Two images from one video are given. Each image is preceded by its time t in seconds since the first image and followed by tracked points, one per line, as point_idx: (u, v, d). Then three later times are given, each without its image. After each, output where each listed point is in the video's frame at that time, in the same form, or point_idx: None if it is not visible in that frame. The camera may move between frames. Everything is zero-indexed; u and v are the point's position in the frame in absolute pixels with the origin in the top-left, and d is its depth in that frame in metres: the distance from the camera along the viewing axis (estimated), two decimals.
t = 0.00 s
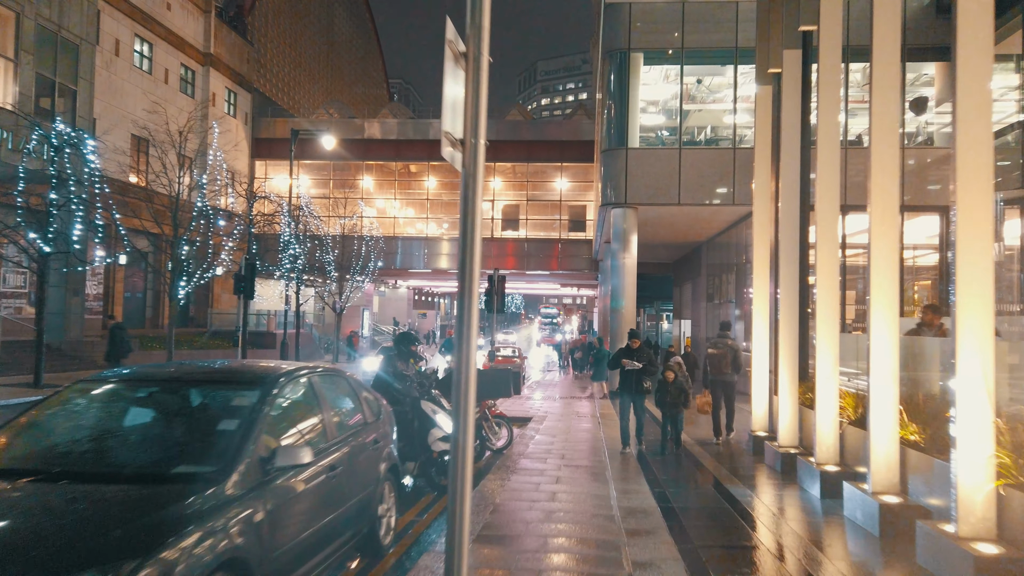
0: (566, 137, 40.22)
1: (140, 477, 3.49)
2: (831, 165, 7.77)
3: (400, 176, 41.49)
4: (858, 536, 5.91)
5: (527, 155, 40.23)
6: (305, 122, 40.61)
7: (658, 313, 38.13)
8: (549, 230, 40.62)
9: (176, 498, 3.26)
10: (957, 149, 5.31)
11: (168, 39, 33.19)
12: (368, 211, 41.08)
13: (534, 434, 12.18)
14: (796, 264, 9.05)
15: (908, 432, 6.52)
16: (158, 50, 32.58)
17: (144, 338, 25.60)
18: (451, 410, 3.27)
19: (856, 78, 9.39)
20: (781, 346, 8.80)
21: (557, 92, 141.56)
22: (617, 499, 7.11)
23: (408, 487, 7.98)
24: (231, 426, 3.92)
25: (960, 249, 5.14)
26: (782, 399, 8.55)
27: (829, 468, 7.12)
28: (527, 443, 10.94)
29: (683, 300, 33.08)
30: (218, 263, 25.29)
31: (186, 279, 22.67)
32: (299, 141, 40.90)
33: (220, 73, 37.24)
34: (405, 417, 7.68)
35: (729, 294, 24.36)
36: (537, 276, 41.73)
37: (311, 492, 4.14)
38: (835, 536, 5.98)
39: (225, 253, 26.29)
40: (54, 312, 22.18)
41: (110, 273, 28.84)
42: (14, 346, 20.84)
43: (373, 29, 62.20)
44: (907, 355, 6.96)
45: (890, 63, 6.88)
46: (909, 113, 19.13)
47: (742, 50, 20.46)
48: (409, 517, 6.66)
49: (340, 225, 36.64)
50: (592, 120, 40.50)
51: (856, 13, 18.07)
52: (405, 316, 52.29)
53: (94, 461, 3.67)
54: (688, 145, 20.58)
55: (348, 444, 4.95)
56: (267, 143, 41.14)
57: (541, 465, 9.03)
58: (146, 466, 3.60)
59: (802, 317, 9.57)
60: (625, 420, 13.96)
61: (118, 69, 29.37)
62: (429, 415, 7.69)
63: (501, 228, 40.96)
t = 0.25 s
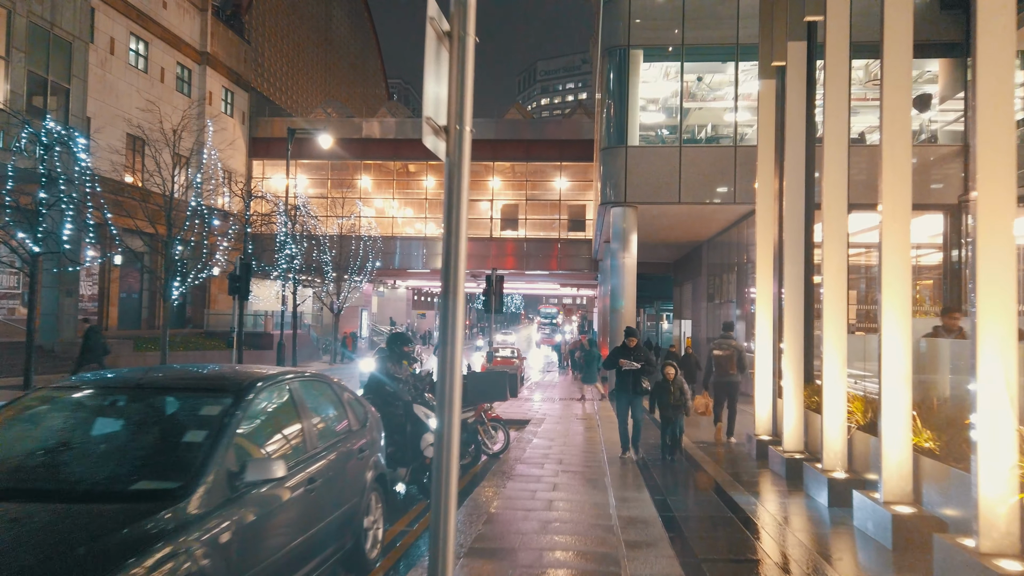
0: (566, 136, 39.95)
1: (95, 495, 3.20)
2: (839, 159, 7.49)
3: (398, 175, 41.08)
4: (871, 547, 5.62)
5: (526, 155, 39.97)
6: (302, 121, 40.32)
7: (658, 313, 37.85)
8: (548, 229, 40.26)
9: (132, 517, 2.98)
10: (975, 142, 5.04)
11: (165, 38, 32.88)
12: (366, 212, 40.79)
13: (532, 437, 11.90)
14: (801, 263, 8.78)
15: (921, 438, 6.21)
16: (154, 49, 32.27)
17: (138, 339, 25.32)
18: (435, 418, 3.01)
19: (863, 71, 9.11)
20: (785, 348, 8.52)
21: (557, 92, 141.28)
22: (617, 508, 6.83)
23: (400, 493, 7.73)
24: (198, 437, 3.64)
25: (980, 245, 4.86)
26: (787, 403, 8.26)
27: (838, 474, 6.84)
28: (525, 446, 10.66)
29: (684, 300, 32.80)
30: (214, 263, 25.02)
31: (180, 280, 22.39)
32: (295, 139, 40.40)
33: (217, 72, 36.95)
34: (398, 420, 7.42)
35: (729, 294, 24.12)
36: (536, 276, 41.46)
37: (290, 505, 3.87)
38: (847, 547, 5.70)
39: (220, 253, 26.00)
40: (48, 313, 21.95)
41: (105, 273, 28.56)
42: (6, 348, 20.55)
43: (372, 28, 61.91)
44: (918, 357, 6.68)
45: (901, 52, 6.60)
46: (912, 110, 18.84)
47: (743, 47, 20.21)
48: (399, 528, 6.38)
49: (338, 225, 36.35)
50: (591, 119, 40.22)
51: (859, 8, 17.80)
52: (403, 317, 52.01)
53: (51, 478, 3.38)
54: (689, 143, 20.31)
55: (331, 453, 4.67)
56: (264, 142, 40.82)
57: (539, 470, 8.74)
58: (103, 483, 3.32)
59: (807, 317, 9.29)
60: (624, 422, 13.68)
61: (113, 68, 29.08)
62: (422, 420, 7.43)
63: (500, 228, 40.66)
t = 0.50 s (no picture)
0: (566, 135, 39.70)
1: (51, 505, 2.94)
2: (849, 150, 7.22)
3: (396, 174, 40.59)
4: (885, 555, 5.34)
5: (526, 154, 39.73)
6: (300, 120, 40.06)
7: (659, 313, 37.55)
8: (548, 229, 40.04)
9: (87, 529, 2.72)
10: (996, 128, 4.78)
11: (161, 36, 32.59)
12: (365, 211, 40.31)
13: (531, 438, 11.62)
14: (808, 259, 8.54)
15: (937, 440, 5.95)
16: (151, 47, 31.99)
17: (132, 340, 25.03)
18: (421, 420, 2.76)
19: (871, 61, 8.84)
20: (791, 346, 8.27)
21: (557, 92, 141.08)
22: (618, 513, 6.55)
23: (393, 498, 7.47)
24: (165, 440, 3.37)
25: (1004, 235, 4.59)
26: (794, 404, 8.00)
27: (849, 478, 6.55)
28: (524, 448, 10.39)
29: (685, 299, 32.51)
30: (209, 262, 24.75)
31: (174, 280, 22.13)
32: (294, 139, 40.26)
33: (214, 70, 36.68)
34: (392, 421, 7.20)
35: (730, 293, 23.87)
36: (536, 276, 41.17)
37: (270, 513, 3.62)
38: (860, 555, 5.42)
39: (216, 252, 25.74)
40: (41, 312, 21.68)
41: (100, 273, 28.29)
42: None
43: (371, 28, 61.69)
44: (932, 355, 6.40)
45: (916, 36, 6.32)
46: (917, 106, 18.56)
47: (745, 43, 19.98)
48: (389, 535, 6.10)
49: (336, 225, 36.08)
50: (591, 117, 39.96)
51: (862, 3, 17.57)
52: (402, 317, 51.71)
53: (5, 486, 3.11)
54: (690, 140, 20.03)
55: (316, 456, 4.40)
56: (262, 141, 40.48)
57: (538, 473, 8.47)
58: (59, 491, 3.06)
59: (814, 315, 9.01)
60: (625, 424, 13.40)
61: (109, 66, 28.81)
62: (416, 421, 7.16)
63: (499, 228, 40.34)
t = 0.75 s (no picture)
0: (565, 134, 39.48)
1: None
2: (858, 146, 6.95)
3: (394, 173, 40.28)
4: (902, 570, 5.05)
5: (525, 153, 39.53)
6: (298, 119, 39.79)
7: (659, 313, 37.27)
8: (547, 229, 39.77)
9: (26, 559, 2.44)
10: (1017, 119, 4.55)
11: (158, 34, 32.31)
12: (363, 211, 39.92)
13: (529, 442, 11.38)
14: (815, 259, 8.28)
15: (952, 448, 5.69)
16: (147, 45, 31.70)
17: (127, 341, 24.74)
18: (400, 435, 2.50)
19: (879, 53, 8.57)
20: (798, 349, 8.00)
21: (557, 93, 141.13)
22: (619, 523, 6.27)
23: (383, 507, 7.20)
24: (124, 455, 3.11)
25: None
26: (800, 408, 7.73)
27: (860, 487, 6.27)
28: (522, 452, 10.11)
29: (685, 300, 32.24)
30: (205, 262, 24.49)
31: (167, 281, 21.82)
32: (292, 138, 40.00)
33: (212, 69, 36.39)
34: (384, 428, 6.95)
35: (732, 293, 23.60)
36: (535, 276, 40.91)
37: (243, 531, 3.34)
38: (874, 569, 5.13)
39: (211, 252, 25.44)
40: (35, 313, 21.43)
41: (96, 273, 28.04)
42: None
43: (370, 27, 61.74)
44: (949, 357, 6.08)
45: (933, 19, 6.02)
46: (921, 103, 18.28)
47: (746, 40, 19.75)
48: (376, 548, 5.81)
49: (334, 225, 35.83)
50: (591, 116, 39.77)
51: None
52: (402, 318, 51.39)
53: None
54: (691, 138, 19.76)
55: (297, 467, 4.13)
56: (260, 141, 40.15)
57: (535, 479, 8.19)
58: (6, 514, 2.78)
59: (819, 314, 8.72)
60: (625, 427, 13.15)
61: (105, 65, 28.53)
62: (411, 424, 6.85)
63: (498, 227, 40.06)
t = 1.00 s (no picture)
0: (564, 133, 39.24)
1: None
2: (867, 137, 6.70)
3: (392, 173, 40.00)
4: None
5: (524, 152, 39.30)
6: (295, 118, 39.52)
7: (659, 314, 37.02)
8: (546, 229, 39.29)
9: None
10: None
11: (153, 32, 32.00)
12: (362, 211, 39.61)
13: (527, 445, 11.11)
14: (821, 256, 8.02)
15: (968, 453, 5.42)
16: (143, 44, 31.41)
17: (122, 342, 24.46)
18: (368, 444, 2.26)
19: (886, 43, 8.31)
20: (803, 348, 7.74)
21: (556, 93, 140.90)
22: (619, 531, 6.00)
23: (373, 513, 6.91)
24: (71, 465, 2.86)
25: None
26: (806, 410, 7.47)
27: (869, 492, 6.00)
28: (519, 455, 9.84)
29: (686, 300, 32.01)
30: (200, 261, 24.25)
31: (161, 280, 21.54)
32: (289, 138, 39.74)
33: (208, 68, 36.10)
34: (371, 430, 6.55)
35: (733, 293, 23.34)
36: (534, 276, 40.64)
37: (209, 546, 3.09)
38: None
39: (206, 251, 25.16)
40: (27, 314, 21.17)
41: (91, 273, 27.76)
42: None
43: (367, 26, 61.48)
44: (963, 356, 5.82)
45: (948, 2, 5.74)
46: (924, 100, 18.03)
47: (747, 36, 19.51)
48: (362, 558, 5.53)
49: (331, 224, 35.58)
50: (590, 115, 39.52)
51: None
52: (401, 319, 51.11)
53: None
54: (692, 135, 19.51)
55: (272, 475, 3.88)
56: (257, 140, 39.85)
57: (532, 484, 7.91)
58: None
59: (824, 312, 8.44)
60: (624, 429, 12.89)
61: (100, 63, 28.23)
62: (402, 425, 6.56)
63: (498, 227, 39.78)
